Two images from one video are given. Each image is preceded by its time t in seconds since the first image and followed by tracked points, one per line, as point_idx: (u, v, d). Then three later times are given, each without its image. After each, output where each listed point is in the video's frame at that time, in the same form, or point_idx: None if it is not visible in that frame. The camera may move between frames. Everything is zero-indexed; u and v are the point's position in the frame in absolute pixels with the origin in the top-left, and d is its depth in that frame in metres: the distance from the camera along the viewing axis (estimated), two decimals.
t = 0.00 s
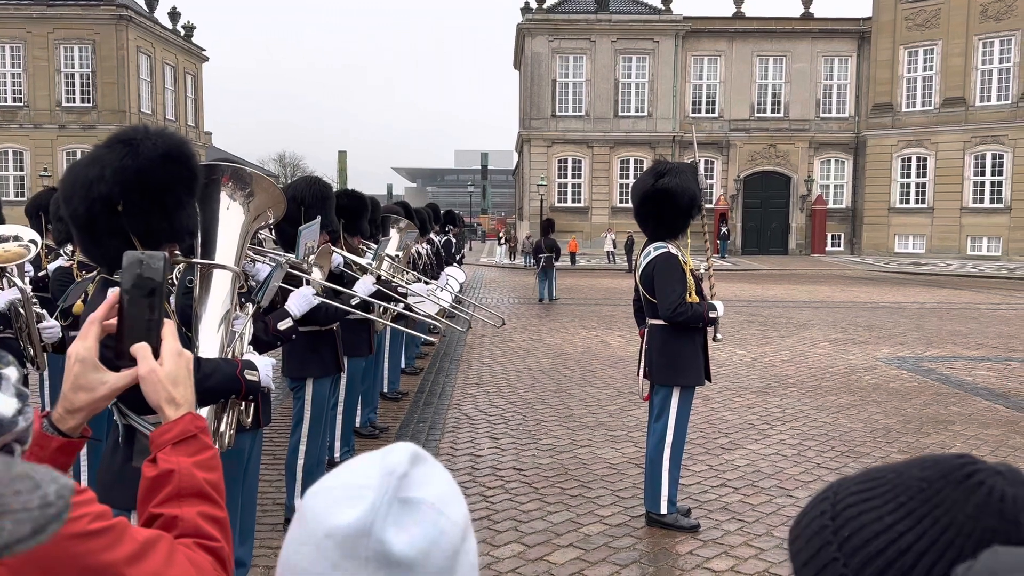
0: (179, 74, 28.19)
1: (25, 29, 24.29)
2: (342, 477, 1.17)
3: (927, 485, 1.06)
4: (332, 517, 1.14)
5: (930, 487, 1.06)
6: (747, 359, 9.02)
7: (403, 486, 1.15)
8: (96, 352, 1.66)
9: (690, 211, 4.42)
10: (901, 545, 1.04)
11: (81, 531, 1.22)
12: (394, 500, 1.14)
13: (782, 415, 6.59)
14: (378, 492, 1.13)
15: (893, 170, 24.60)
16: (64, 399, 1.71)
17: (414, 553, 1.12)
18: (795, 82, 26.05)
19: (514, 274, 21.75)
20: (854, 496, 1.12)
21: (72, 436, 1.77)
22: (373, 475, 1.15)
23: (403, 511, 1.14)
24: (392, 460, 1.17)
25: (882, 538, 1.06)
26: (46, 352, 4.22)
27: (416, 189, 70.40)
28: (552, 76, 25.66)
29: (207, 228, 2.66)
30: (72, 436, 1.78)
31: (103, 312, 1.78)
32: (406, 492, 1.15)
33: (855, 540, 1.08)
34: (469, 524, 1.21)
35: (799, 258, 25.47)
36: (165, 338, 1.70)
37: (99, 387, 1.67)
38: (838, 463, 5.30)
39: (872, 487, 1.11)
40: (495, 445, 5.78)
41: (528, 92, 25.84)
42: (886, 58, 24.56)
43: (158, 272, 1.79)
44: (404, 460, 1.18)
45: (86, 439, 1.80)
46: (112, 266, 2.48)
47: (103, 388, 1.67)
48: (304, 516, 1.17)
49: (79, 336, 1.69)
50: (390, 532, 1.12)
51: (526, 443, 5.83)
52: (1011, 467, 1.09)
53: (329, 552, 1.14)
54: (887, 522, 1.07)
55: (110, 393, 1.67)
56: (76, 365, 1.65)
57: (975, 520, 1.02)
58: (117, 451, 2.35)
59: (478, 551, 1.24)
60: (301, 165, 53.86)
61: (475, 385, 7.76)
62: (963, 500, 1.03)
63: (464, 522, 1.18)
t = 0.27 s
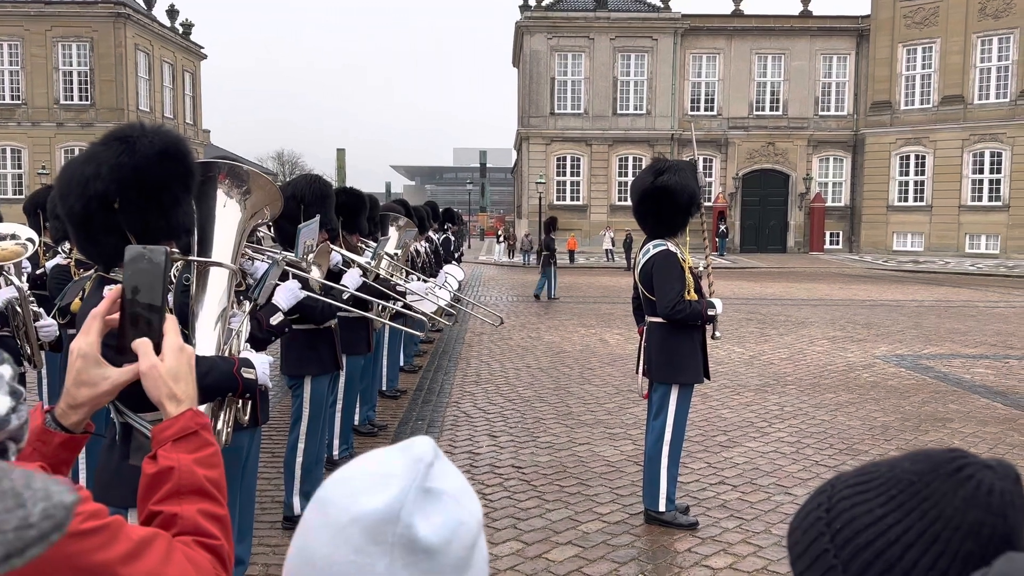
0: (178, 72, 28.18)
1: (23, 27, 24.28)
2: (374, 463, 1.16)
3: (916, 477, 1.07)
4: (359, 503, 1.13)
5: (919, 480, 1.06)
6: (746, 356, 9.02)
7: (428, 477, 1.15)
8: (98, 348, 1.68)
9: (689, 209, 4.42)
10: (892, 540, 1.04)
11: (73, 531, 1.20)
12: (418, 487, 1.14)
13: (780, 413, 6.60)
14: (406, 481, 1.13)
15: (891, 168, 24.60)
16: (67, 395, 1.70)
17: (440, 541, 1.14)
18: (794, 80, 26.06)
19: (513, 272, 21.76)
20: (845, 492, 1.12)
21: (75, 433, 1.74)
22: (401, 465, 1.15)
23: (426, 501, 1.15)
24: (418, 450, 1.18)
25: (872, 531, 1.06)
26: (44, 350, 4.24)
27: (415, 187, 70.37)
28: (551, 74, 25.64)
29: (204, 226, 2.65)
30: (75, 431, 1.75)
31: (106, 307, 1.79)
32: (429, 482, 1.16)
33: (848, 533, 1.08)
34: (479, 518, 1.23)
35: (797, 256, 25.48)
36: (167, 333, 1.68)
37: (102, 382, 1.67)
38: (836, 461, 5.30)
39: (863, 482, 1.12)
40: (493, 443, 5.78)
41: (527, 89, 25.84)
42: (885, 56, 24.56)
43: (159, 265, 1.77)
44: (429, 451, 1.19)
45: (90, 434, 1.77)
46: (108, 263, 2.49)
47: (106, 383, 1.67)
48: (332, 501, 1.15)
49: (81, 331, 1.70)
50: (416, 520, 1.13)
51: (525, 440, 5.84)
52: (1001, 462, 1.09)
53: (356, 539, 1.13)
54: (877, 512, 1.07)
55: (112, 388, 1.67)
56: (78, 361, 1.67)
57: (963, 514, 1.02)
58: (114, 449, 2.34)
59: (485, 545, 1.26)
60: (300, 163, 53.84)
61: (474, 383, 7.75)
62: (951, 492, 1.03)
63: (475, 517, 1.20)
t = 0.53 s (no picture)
0: (176, 70, 28.15)
1: (21, 25, 24.26)
2: (380, 462, 1.16)
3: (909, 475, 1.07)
4: (365, 500, 1.13)
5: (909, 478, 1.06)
6: (745, 355, 9.02)
7: (433, 475, 1.15)
8: (99, 342, 1.65)
9: (687, 208, 4.42)
10: (880, 537, 1.05)
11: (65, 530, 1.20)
12: (425, 486, 1.14)
13: (779, 411, 6.60)
14: (412, 479, 1.13)
15: (890, 166, 24.60)
16: (68, 391, 1.70)
17: (445, 539, 1.14)
18: (793, 78, 26.06)
19: (512, 270, 21.77)
20: (840, 488, 1.13)
21: (76, 427, 1.76)
22: (408, 463, 1.15)
23: (431, 500, 1.15)
24: (425, 448, 1.17)
25: (864, 526, 1.07)
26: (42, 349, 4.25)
27: (414, 185, 70.33)
28: (550, 72, 25.64)
29: (201, 224, 2.64)
30: (76, 427, 1.76)
31: (108, 300, 1.74)
32: (436, 481, 1.16)
33: (841, 530, 1.09)
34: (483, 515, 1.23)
35: (796, 254, 25.47)
36: (167, 327, 1.66)
37: (102, 376, 1.65)
38: (835, 459, 5.30)
39: (859, 478, 1.12)
40: (492, 441, 5.78)
41: (526, 87, 25.83)
42: (883, 54, 24.55)
43: (159, 259, 1.72)
44: (435, 451, 1.18)
45: (90, 429, 1.78)
46: (106, 261, 2.48)
47: (107, 377, 1.66)
48: (337, 500, 1.15)
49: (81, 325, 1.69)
50: (421, 518, 1.13)
51: (524, 438, 5.84)
52: (994, 459, 1.09)
53: (361, 538, 1.12)
54: (870, 509, 1.07)
55: (114, 383, 1.67)
56: (79, 356, 1.63)
57: (952, 510, 1.02)
58: (112, 447, 2.34)
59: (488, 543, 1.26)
60: (299, 161, 53.79)
61: (473, 381, 7.75)
62: (942, 488, 1.03)
63: (478, 514, 1.21)
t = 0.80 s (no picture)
0: (175, 68, 28.13)
1: (19, 24, 24.24)
2: (380, 461, 1.17)
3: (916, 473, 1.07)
4: (364, 499, 1.13)
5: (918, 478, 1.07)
6: (744, 353, 9.02)
7: (433, 474, 1.15)
8: (100, 339, 1.64)
9: (686, 206, 4.41)
10: (889, 538, 1.05)
11: (58, 528, 1.21)
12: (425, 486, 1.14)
13: (778, 409, 6.60)
14: (412, 478, 1.13)
15: (889, 164, 24.58)
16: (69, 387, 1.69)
17: (443, 539, 1.14)
18: (792, 76, 26.05)
19: (511, 268, 21.77)
20: (846, 485, 1.12)
21: (80, 424, 1.76)
22: (406, 463, 1.15)
23: (431, 500, 1.15)
24: (424, 447, 1.18)
25: (872, 529, 1.06)
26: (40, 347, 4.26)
27: (413, 184, 70.29)
28: (549, 71, 25.65)
29: (199, 222, 2.64)
30: (79, 424, 1.76)
31: (109, 296, 1.72)
32: (435, 481, 1.16)
33: (848, 533, 1.08)
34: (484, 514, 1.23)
35: (795, 252, 25.46)
36: (168, 324, 1.64)
37: (103, 373, 1.65)
38: (833, 457, 5.30)
39: (864, 477, 1.12)
40: (491, 439, 5.78)
41: (525, 86, 25.82)
42: (882, 52, 24.55)
43: (161, 255, 1.69)
44: (436, 450, 1.18)
45: (93, 425, 1.79)
46: (104, 260, 2.47)
47: (108, 374, 1.65)
48: (337, 498, 1.16)
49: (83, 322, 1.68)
50: (419, 516, 1.13)
51: (523, 437, 5.84)
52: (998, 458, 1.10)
53: (360, 537, 1.12)
54: (877, 513, 1.07)
55: (115, 380, 1.65)
56: (80, 352, 1.63)
57: (962, 509, 1.03)
58: (111, 445, 2.34)
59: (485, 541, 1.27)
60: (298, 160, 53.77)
61: (472, 380, 7.75)
62: (951, 489, 1.04)
63: (479, 512, 1.20)
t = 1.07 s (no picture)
0: (174, 67, 28.10)
1: (19, 22, 24.23)
2: (363, 465, 1.17)
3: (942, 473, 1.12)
4: (344, 507, 1.14)
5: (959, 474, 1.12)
6: (743, 352, 9.02)
7: (416, 478, 1.15)
8: (104, 336, 1.63)
9: (684, 204, 4.42)
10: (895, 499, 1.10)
11: (53, 530, 1.22)
12: (408, 491, 1.14)
13: (778, 408, 6.60)
14: (394, 484, 1.13)
15: (889, 163, 24.58)
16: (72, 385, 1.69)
17: (428, 545, 1.12)
18: (792, 75, 26.05)
19: (511, 267, 21.77)
20: (855, 480, 1.14)
21: (83, 422, 1.77)
22: (386, 469, 1.15)
23: (417, 504, 1.14)
24: (405, 453, 1.17)
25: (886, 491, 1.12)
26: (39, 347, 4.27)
27: (413, 183, 70.25)
28: (549, 69, 25.66)
29: (200, 220, 2.64)
30: (82, 422, 1.77)
31: (115, 293, 1.70)
32: (420, 485, 1.15)
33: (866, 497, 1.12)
34: (478, 517, 1.22)
35: (795, 251, 25.46)
36: (171, 321, 1.63)
37: (107, 371, 1.64)
38: (833, 456, 5.31)
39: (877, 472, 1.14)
40: (491, 438, 5.79)
41: (524, 84, 25.81)
42: (882, 50, 24.55)
43: (166, 252, 1.67)
44: (420, 457, 1.17)
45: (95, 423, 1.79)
46: (104, 258, 2.47)
47: (112, 372, 1.64)
48: (322, 503, 1.16)
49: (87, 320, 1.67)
50: (402, 523, 1.12)
51: (522, 435, 5.84)
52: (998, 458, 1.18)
53: (341, 545, 1.12)
54: (892, 489, 1.12)
55: (119, 377, 1.65)
56: (84, 350, 1.62)
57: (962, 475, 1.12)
58: (110, 444, 2.34)
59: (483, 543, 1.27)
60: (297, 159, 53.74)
61: (472, 379, 7.75)
62: (960, 467, 1.13)
63: (471, 513, 1.19)
